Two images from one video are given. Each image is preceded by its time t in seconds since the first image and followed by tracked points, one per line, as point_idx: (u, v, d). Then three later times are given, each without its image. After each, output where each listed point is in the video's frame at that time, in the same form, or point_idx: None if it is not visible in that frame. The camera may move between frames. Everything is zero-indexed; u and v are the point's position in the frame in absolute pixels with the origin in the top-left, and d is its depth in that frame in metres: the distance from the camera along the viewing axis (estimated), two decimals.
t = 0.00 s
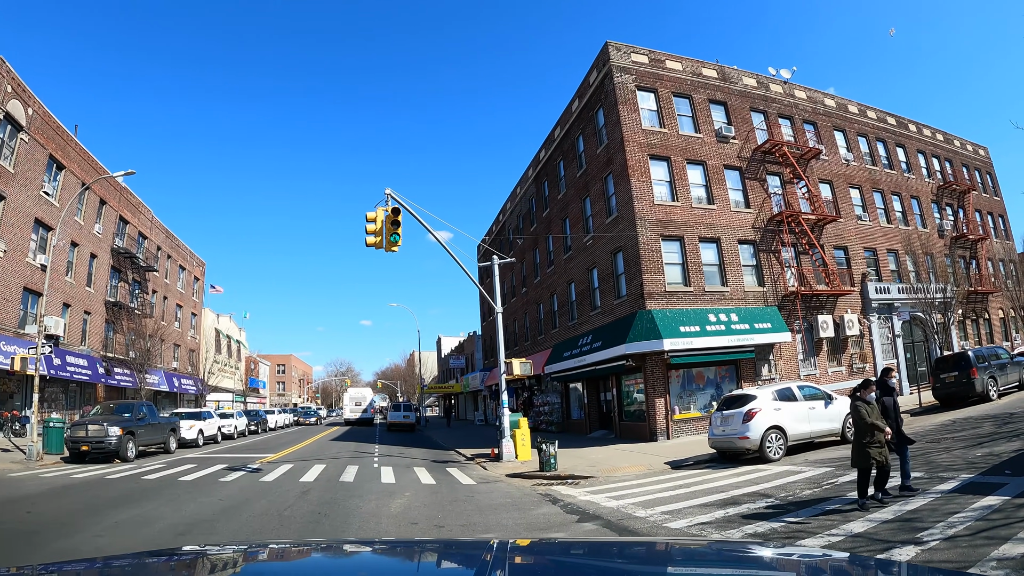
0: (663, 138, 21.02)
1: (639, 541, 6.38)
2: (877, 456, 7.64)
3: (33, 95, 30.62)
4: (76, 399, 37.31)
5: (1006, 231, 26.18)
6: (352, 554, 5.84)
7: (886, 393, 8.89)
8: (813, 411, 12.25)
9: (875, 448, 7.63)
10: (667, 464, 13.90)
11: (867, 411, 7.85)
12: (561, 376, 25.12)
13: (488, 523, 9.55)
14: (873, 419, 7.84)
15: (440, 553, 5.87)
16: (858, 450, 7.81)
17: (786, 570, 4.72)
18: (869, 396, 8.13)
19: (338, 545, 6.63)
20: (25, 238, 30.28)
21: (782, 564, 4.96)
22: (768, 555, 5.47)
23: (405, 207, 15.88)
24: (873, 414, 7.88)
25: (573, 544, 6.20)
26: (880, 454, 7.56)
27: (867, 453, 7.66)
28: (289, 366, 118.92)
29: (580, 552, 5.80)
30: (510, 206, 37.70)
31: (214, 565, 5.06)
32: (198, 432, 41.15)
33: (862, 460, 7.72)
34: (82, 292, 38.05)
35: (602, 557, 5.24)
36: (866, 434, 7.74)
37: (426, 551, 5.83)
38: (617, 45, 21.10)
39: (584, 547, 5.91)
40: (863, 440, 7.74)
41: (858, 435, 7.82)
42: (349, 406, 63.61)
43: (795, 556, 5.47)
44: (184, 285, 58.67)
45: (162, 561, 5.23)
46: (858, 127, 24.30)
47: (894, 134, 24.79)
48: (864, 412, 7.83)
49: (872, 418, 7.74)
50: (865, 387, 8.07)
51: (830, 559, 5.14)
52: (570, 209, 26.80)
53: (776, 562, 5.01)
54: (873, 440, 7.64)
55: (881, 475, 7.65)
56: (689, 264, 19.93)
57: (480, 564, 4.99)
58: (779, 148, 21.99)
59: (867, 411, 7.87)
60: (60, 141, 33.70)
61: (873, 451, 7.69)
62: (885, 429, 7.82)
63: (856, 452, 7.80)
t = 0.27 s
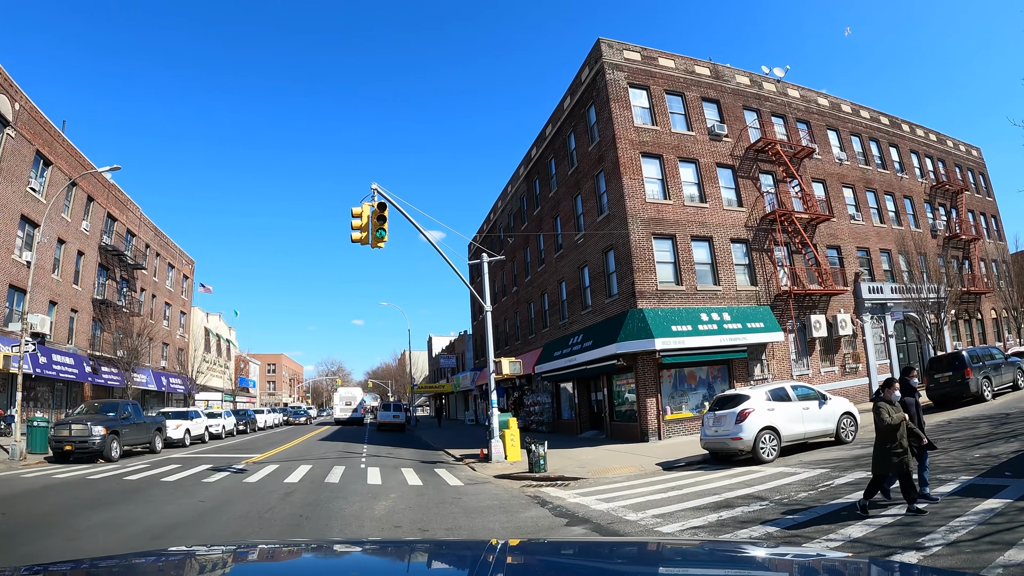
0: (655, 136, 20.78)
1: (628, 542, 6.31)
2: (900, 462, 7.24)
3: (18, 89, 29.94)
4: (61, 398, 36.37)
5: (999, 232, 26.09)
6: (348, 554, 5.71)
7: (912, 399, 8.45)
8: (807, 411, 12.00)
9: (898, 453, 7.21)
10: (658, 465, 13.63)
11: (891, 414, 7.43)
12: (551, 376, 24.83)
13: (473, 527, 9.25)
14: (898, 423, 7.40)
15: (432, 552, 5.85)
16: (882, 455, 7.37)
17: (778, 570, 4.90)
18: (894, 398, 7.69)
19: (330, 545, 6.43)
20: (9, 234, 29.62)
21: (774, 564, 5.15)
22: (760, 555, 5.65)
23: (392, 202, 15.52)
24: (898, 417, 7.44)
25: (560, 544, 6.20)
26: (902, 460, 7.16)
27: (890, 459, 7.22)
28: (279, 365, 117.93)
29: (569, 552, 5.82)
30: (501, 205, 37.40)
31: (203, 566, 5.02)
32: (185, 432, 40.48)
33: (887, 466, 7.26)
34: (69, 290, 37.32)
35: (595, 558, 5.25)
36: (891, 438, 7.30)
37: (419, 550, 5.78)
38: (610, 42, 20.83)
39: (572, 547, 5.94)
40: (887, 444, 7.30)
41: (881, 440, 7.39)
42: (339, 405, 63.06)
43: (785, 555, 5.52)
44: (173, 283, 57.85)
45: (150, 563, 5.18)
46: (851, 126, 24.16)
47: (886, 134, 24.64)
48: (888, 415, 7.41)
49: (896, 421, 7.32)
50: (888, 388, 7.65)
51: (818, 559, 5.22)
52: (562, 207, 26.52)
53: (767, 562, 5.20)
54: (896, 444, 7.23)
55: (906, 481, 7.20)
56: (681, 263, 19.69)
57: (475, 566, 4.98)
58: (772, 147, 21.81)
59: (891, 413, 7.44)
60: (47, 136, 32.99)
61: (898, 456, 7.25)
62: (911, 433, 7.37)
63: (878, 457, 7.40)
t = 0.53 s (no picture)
0: (647, 133, 20.52)
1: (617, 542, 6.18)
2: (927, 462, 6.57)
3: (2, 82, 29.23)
4: (46, 397, 35.46)
5: (991, 233, 25.95)
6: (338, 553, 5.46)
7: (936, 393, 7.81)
8: (800, 412, 11.74)
9: (924, 453, 6.57)
10: (649, 467, 13.32)
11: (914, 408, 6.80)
12: (541, 376, 24.50)
13: (457, 531, 8.90)
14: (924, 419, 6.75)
15: (425, 551, 5.70)
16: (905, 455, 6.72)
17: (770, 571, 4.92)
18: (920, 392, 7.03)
19: (318, 543, 6.17)
20: None
21: (767, 564, 5.17)
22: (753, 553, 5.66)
23: (378, 197, 15.14)
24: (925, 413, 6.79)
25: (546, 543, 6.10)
26: (931, 459, 6.49)
27: (915, 460, 6.58)
28: (269, 365, 116.86)
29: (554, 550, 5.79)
30: (491, 203, 37.05)
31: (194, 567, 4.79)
32: (170, 431, 39.78)
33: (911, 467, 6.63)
34: (54, 287, 36.58)
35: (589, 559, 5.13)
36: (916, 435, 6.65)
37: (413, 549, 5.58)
38: (602, 38, 20.54)
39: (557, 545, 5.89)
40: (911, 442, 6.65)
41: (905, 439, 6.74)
42: (328, 405, 62.47)
43: (779, 555, 5.50)
44: (161, 281, 57.00)
45: (139, 563, 4.94)
46: (844, 126, 23.98)
47: (879, 133, 24.44)
48: (913, 411, 6.77)
49: (922, 417, 6.67)
50: (914, 381, 6.99)
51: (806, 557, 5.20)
52: (552, 205, 26.20)
53: (760, 562, 5.23)
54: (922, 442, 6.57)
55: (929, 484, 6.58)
56: (672, 262, 19.43)
57: (468, 564, 4.78)
58: (764, 145, 21.59)
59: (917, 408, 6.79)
60: (32, 131, 32.27)
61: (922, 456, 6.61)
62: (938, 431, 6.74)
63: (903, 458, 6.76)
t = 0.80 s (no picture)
0: (637, 130, 20.22)
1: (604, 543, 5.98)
2: (963, 470, 5.97)
3: None
4: (29, 395, 34.59)
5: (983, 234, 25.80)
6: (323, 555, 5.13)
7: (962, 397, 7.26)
8: (793, 413, 11.44)
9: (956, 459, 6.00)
10: (638, 469, 12.97)
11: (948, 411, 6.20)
12: (529, 376, 24.12)
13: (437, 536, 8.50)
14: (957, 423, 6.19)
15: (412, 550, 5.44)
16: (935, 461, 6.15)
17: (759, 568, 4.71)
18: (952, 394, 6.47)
19: (306, 544, 5.85)
20: None
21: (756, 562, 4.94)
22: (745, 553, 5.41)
23: (361, 191, 14.71)
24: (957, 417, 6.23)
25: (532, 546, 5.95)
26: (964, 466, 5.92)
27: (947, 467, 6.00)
28: (258, 364, 115.66)
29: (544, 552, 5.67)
30: (480, 202, 36.65)
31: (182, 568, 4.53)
32: (154, 431, 39.02)
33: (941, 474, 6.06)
34: (38, 284, 35.78)
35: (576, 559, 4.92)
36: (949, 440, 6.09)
37: (402, 550, 5.23)
38: (592, 34, 20.21)
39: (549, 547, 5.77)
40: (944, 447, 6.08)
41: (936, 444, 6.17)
42: (315, 404, 61.81)
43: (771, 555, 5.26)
44: (147, 279, 56.09)
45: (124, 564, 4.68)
46: (836, 125, 23.77)
47: (871, 133, 24.23)
48: (945, 414, 6.20)
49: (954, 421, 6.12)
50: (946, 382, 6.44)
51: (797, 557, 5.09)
52: (541, 203, 25.82)
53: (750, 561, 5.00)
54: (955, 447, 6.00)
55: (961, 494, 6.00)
56: (662, 260, 19.11)
57: (458, 566, 4.47)
58: (756, 143, 21.34)
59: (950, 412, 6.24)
60: (15, 125, 31.51)
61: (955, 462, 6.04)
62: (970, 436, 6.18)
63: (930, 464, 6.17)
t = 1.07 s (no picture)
0: (626, 126, 19.88)
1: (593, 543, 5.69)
2: (1000, 473, 5.39)
3: None
4: (9, 392, 33.57)
5: (973, 235, 25.69)
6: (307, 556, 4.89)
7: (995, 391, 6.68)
8: (785, 414, 11.12)
9: (995, 460, 5.41)
10: (626, 471, 12.61)
11: (987, 407, 5.64)
12: (516, 375, 23.71)
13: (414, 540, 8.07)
14: (992, 422, 5.63)
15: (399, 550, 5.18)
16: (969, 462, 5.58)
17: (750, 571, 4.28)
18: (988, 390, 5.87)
19: (293, 545, 5.63)
20: None
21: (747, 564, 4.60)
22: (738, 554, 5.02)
23: (342, 182, 14.19)
24: (994, 415, 5.66)
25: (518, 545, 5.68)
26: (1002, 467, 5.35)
27: (986, 470, 5.41)
28: (244, 363, 114.31)
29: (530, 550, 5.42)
30: (468, 200, 36.18)
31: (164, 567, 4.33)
32: (135, 430, 38.14)
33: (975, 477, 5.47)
34: (20, 281, 34.81)
35: (561, 557, 4.70)
36: (986, 440, 5.49)
37: (391, 550, 5.00)
38: (582, 29, 19.82)
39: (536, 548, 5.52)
40: (981, 446, 5.49)
41: (971, 443, 5.59)
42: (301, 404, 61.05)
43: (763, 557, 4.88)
44: (131, 277, 55.04)
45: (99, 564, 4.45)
46: (827, 124, 23.50)
47: (863, 133, 23.99)
48: (984, 412, 5.61)
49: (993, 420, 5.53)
50: (981, 376, 5.86)
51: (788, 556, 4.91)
52: (528, 200, 25.40)
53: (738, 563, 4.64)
54: (990, 447, 5.43)
55: (998, 498, 5.42)
56: (651, 258, 18.73)
57: (445, 567, 4.20)
58: (746, 141, 21.04)
59: (988, 410, 5.64)
60: None
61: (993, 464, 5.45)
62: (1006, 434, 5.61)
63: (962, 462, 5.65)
